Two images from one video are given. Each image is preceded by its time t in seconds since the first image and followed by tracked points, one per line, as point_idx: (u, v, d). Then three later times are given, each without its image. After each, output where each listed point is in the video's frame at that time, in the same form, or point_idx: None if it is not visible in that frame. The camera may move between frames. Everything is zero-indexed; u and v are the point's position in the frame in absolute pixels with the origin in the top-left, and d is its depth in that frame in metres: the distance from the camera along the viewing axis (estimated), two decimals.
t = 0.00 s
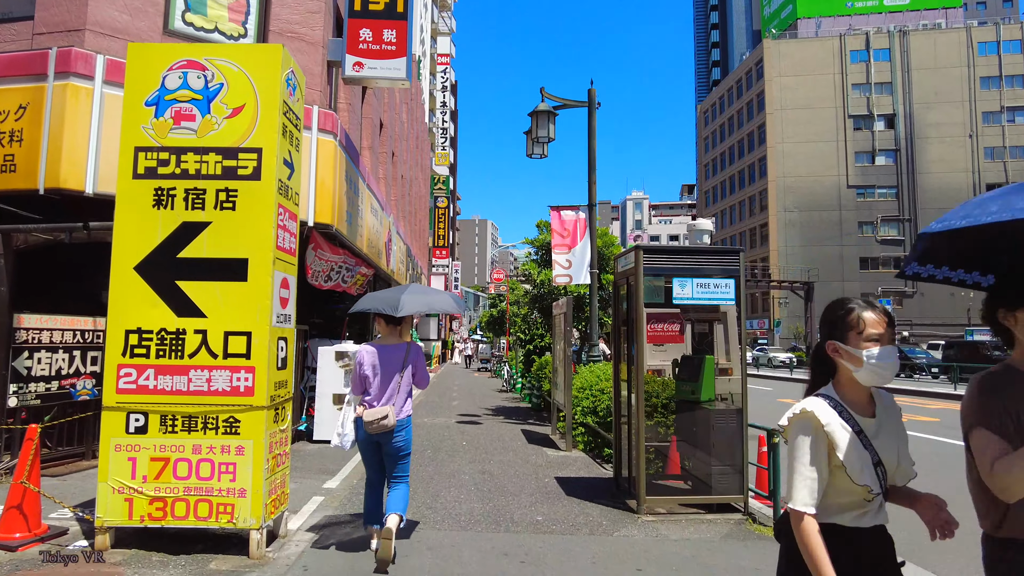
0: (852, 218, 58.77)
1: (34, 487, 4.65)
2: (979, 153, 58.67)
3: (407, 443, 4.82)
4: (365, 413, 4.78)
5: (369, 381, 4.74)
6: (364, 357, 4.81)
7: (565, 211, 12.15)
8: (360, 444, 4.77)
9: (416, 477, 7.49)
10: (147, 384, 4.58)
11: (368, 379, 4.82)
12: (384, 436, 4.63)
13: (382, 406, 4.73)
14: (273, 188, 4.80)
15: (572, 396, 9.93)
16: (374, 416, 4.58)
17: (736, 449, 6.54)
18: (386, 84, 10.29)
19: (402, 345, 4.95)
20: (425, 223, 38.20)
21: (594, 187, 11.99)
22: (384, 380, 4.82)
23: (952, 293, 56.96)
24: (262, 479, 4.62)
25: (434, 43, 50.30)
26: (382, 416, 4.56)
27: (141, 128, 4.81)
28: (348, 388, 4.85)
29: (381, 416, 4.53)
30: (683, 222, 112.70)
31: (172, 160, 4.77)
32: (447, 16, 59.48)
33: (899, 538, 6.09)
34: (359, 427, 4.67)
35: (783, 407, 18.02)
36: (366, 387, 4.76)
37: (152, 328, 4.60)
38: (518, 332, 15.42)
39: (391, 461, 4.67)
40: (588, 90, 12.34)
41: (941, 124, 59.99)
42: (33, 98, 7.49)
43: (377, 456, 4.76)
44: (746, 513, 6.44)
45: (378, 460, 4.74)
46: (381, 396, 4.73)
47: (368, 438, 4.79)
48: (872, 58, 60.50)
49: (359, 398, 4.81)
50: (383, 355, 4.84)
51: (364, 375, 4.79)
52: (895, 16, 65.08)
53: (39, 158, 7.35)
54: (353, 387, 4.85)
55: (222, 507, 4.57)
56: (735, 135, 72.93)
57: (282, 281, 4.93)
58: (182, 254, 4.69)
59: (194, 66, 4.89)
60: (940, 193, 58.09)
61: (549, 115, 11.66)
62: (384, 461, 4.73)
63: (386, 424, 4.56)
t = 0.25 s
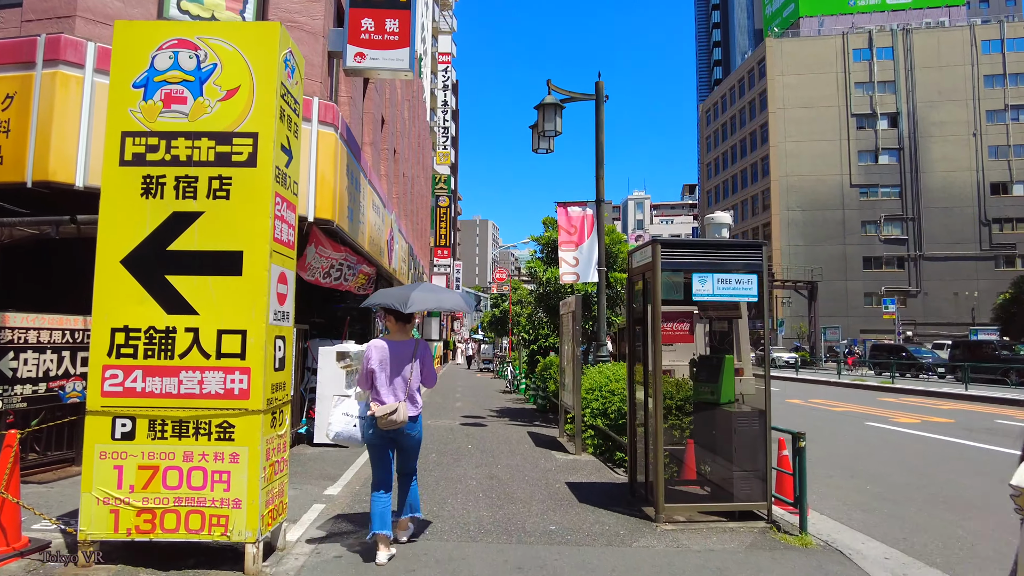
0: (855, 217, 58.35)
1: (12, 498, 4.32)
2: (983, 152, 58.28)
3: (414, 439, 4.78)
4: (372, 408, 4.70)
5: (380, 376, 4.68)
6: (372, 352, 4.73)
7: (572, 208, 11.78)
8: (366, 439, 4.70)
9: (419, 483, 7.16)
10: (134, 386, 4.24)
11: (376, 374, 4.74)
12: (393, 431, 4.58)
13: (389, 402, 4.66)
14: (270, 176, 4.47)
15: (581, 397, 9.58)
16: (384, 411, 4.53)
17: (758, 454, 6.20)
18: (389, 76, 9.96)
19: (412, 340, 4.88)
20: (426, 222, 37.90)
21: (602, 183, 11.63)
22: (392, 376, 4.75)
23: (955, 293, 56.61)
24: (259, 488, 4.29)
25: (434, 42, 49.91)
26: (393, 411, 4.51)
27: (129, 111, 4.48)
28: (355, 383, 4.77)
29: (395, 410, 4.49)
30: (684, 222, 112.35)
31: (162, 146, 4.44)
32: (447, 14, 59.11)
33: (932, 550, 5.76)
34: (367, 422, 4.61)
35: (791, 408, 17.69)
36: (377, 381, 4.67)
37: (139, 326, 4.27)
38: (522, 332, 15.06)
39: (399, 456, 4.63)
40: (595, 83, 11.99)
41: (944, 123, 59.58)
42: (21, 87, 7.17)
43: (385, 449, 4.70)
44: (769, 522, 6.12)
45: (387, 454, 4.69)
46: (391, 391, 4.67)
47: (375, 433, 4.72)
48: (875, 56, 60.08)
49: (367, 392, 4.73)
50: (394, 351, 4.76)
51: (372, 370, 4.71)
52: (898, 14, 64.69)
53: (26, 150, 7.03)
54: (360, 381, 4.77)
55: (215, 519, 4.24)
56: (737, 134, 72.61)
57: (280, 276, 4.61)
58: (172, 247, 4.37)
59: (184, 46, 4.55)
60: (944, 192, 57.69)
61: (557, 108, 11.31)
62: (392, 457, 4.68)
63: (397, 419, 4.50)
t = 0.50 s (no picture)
0: (859, 215, 57.73)
1: None
2: (988, 148, 57.78)
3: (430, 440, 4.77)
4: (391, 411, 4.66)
5: (400, 380, 4.62)
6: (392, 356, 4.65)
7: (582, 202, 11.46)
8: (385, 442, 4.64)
9: (429, 488, 6.85)
10: (127, 388, 3.94)
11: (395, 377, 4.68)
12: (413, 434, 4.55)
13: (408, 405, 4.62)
14: (273, 162, 4.16)
15: (593, 397, 9.26)
16: (405, 415, 4.49)
17: (786, 459, 5.87)
18: (394, 66, 9.65)
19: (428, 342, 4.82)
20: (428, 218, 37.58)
21: (613, 176, 11.31)
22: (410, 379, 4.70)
23: (960, 291, 56.20)
24: (262, 497, 3.99)
25: (436, 38, 49.52)
26: (413, 415, 4.47)
27: (121, 93, 4.17)
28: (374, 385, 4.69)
29: (414, 415, 4.47)
30: (686, 220, 111.93)
31: (156, 130, 4.14)
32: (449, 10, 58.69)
33: (972, 561, 5.45)
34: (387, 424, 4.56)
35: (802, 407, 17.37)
36: (395, 384, 4.61)
37: (132, 324, 3.96)
38: (528, 330, 14.77)
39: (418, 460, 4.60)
40: (605, 74, 11.63)
41: (949, 119, 59.06)
42: (11, 75, 6.87)
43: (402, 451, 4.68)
44: (799, 529, 5.81)
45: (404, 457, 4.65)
46: (409, 394, 4.62)
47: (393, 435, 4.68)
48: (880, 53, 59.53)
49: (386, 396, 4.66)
50: (412, 354, 4.70)
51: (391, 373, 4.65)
52: (902, 10, 64.16)
53: (18, 139, 6.74)
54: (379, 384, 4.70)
55: (214, 530, 3.95)
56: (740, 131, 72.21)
57: (283, 269, 4.30)
58: (167, 238, 4.07)
59: (180, 24, 4.24)
60: (948, 189, 57.22)
61: (566, 100, 10.99)
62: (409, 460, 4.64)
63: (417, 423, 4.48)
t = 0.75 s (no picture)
0: (863, 212, 57.31)
1: None
2: (994, 145, 57.23)
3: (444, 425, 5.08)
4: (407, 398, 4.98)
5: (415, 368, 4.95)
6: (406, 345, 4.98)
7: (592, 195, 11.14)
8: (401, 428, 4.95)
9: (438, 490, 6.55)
10: (119, 385, 3.64)
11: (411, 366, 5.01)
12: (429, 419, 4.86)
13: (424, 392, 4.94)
14: (277, 142, 3.86)
15: (606, 394, 8.94)
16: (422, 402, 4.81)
17: (817, 461, 5.58)
18: (400, 53, 9.34)
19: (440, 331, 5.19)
20: (430, 215, 37.13)
21: (624, 169, 11.00)
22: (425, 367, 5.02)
23: (965, 289, 55.66)
24: (265, 504, 3.70)
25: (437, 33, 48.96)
26: (431, 401, 4.81)
27: (114, 68, 3.87)
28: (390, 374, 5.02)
29: (431, 400, 4.78)
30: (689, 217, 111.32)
31: (152, 108, 3.85)
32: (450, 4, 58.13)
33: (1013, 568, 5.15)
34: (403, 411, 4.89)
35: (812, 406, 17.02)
36: (411, 373, 4.96)
37: (125, 317, 3.67)
38: (533, 327, 14.48)
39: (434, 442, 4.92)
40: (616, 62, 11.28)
41: (954, 116, 58.48)
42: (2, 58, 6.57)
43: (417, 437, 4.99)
44: (830, 535, 5.51)
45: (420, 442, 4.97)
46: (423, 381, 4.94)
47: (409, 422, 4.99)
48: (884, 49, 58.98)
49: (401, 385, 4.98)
50: (424, 342, 5.03)
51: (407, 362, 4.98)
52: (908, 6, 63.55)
53: (9, 125, 6.44)
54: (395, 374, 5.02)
55: (214, 540, 3.66)
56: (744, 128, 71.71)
57: (289, 259, 4.01)
58: (164, 225, 3.77)
59: None
60: (954, 186, 56.67)
61: (577, 90, 10.67)
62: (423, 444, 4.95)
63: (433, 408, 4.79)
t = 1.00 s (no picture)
0: (866, 212, 56.92)
1: None
2: (997, 144, 56.84)
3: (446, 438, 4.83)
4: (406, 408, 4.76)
5: (414, 378, 4.72)
6: (407, 354, 4.78)
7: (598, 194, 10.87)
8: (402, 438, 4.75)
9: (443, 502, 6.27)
10: (101, 397, 3.36)
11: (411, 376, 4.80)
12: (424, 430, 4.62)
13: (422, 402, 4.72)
14: (272, 135, 3.58)
15: (615, 400, 8.68)
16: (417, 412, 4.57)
17: (842, 472, 5.32)
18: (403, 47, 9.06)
19: (443, 343, 4.95)
20: (431, 215, 36.82)
21: (632, 167, 10.72)
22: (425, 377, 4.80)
23: (968, 288, 55.21)
24: (259, 526, 3.42)
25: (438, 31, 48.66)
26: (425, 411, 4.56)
27: (97, 54, 3.59)
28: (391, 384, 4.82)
29: (425, 411, 4.54)
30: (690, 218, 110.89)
31: (137, 98, 3.56)
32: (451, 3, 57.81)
33: None
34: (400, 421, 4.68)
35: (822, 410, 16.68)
36: (411, 383, 4.75)
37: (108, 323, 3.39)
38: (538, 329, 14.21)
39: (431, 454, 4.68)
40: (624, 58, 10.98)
41: (958, 115, 58.07)
42: None
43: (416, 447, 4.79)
44: (857, 551, 5.24)
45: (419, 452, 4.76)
46: (423, 392, 4.71)
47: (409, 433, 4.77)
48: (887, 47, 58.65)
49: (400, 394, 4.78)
50: (427, 352, 4.82)
51: (407, 372, 4.77)
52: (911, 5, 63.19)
53: None
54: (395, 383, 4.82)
55: (203, 565, 3.38)
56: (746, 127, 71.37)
57: (285, 260, 3.73)
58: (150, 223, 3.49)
59: None
60: (957, 186, 56.29)
61: (585, 86, 10.38)
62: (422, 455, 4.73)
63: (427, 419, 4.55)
